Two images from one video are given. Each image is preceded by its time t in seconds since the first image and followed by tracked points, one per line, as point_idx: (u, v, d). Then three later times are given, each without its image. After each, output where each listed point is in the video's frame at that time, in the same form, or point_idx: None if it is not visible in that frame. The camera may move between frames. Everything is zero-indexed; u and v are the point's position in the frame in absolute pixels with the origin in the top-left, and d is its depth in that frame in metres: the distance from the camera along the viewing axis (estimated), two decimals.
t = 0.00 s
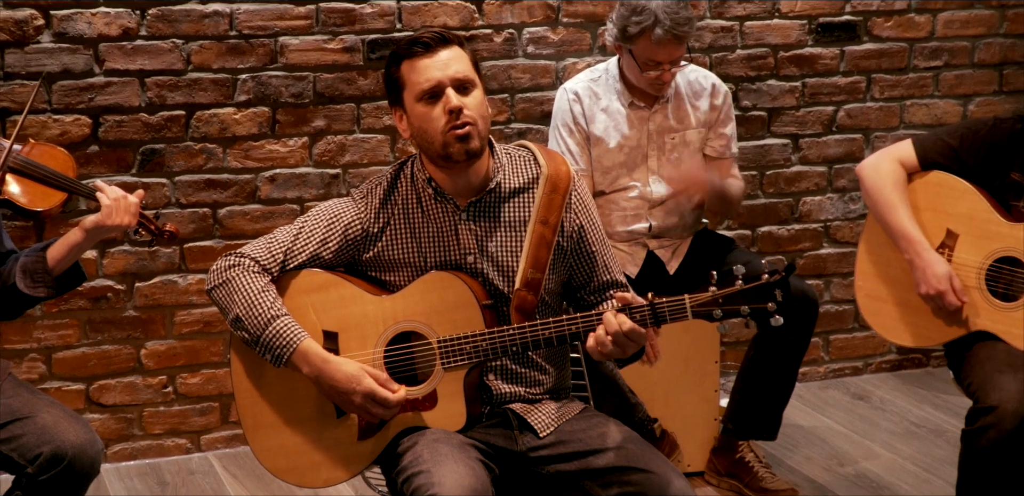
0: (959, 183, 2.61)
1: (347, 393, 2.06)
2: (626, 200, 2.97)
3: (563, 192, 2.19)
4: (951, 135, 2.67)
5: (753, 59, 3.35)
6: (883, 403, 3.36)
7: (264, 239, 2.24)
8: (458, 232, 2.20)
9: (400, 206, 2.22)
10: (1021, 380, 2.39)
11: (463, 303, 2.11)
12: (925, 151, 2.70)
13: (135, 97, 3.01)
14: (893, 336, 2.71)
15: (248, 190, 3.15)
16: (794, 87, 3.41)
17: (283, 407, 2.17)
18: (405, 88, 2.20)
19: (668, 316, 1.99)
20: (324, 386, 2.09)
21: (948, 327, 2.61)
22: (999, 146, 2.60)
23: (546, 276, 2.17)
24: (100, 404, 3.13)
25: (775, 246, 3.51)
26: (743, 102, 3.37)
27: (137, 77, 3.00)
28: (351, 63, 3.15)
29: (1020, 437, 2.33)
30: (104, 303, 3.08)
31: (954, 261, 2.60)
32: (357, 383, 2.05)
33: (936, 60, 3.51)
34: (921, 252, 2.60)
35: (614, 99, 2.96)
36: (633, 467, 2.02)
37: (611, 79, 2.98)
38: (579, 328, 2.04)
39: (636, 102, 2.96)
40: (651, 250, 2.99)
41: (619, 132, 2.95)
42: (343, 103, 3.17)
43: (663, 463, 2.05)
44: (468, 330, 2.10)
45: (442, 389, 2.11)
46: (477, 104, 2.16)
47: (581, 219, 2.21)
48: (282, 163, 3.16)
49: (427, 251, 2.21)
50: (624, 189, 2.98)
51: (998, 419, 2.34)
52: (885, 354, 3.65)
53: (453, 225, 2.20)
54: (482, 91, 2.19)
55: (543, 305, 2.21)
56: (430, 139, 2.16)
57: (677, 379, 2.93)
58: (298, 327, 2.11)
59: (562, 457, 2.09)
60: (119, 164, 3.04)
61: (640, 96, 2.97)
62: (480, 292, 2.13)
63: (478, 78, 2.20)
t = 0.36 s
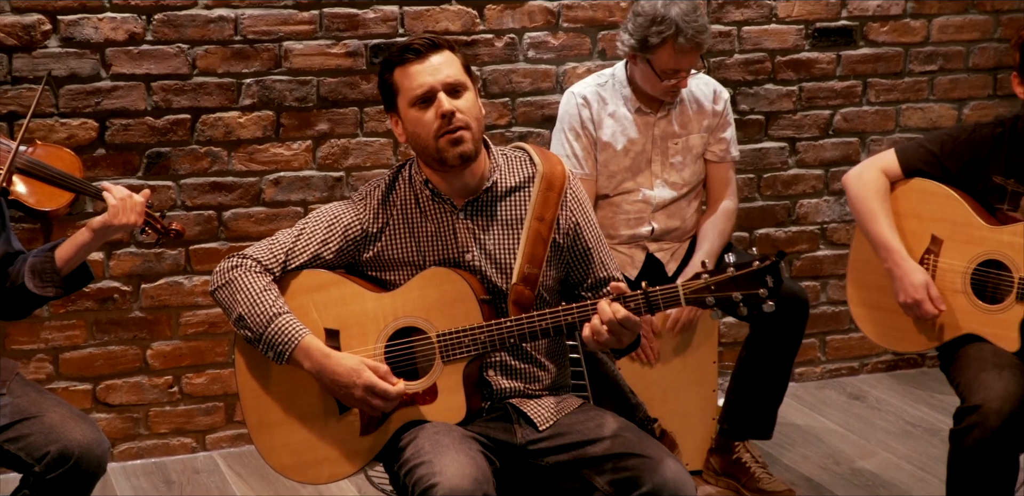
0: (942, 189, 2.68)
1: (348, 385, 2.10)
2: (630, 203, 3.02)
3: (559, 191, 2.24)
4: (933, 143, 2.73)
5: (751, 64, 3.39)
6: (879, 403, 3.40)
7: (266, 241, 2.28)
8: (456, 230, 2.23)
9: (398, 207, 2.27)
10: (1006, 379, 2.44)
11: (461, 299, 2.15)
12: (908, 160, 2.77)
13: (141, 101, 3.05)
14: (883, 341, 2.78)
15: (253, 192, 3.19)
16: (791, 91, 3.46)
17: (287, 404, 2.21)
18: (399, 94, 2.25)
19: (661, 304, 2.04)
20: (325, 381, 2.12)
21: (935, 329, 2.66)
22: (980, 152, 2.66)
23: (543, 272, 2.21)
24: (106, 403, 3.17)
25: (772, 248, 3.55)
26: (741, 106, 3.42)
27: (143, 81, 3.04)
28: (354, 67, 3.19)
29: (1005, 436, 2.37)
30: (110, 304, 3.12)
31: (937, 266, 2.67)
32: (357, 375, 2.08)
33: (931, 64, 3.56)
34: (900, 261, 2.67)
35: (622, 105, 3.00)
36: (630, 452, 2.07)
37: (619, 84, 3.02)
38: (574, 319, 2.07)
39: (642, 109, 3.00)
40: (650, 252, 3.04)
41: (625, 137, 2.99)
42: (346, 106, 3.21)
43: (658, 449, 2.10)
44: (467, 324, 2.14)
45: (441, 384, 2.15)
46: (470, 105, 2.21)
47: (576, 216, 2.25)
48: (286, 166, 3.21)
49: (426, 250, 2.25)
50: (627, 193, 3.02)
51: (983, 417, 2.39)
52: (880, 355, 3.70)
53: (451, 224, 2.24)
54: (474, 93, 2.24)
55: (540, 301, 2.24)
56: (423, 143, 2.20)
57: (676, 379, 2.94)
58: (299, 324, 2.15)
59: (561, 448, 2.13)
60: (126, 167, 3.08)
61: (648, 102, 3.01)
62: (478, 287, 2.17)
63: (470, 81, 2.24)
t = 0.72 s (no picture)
0: (936, 191, 2.72)
1: (348, 382, 2.13)
2: (631, 205, 3.06)
3: (556, 192, 2.28)
4: (928, 147, 2.78)
5: (749, 68, 3.43)
6: (875, 403, 3.45)
7: (268, 244, 2.33)
8: (455, 231, 2.27)
9: (397, 209, 2.31)
10: (1001, 378, 2.48)
11: (459, 298, 2.19)
12: (901, 164, 2.81)
13: (147, 105, 3.09)
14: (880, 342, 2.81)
15: (257, 195, 3.24)
16: (788, 95, 3.50)
17: (290, 403, 2.25)
18: (395, 98, 2.28)
19: (655, 301, 2.08)
20: (325, 378, 2.15)
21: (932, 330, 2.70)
22: (974, 155, 2.71)
23: (541, 271, 2.25)
24: (113, 403, 3.21)
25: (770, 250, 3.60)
26: (739, 110, 3.46)
27: (149, 86, 3.08)
28: (357, 72, 3.23)
29: (1001, 435, 2.41)
30: (117, 305, 3.17)
31: (933, 268, 2.70)
32: (357, 372, 2.12)
33: (926, 69, 3.61)
34: (895, 261, 2.69)
35: (622, 107, 3.05)
36: (626, 454, 2.11)
37: (619, 87, 3.06)
38: (570, 316, 2.12)
39: (643, 111, 3.04)
40: (650, 254, 3.08)
41: (625, 138, 3.03)
42: (349, 110, 3.26)
43: (655, 451, 2.13)
44: (465, 323, 2.18)
45: (440, 382, 2.20)
46: (465, 108, 2.24)
47: (573, 217, 2.29)
48: (290, 169, 3.25)
49: (426, 251, 2.29)
50: (627, 195, 3.07)
51: (978, 417, 2.43)
52: (876, 355, 3.75)
53: (450, 225, 2.28)
54: (469, 96, 2.27)
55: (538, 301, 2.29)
56: (420, 146, 2.24)
57: (673, 377, 2.98)
58: (300, 323, 2.19)
59: (558, 447, 2.17)
60: (132, 170, 3.13)
61: (648, 104, 3.04)
62: (477, 287, 2.21)
63: (465, 84, 2.27)
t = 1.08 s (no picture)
0: (937, 193, 2.75)
1: (353, 381, 2.17)
2: (630, 207, 3.10)
3: (559, 196, 2.32)
4: (931, 148, 2.81)
5: (746, 72, 3.48)
6: (870, 402, 3.50)
7: (274, 245, 2.37)
8: (459, 234, 2.31)
9: (401, 211, 2.34)
10: (994, 378, 2.53)
11: (462, 301, 2.23)
12: (904, 164, 2.83)
13: (152, 108, 3.13)
14: (875, 340, 2.83)
15: (262, 197, 3.28)
16: (785, 99, 3.55)
17: (294, 402, 2.29)
18: (402, 99, 2.32)
19: (656, 308, 2.11)
20: (330, 377, 2.19)
21: (928, 330, 2.73)
22: (976, 157, 2.75)
23: (543, 275, 2.29)
24: (119, 403, 3.26)
25: (767, 252, 3.64)
26: (736, 114, 3.50)
27: (154, 89, 3.12)
28: (360, 76, 3.28)
29: (995, 435, 2.45)
30: (123, 306, 3.21)
31: (931, 268, 2.73)
32: (362, 370, 2.16)
33: (921, 73, 3.66)
34: (897, 261, 2.72)
35: (629, 111, 3.07)
36: (625, 459, 2.14)
37: (626, 92, 3.09)
38: (571, 321, 2.16)
39: (650, 116, 3.07)
40: (650, 254, 3.12)
41: (634, 143, 3.07)
42: (352, 114, 3.31)
43: (653, 455, 2.17)
44: (468, 326, 2.22)
45: (443, 383, 2.24)
46: (471, 111, 2.28)
47: (576, 221, 2.33)
48: (294, 172, 3.30)
49: (429, 253, 2.33)
50: (627, 197, 3.11)
51: (972, 417, 2.47)
52: (871, 356, 3.80)
53: (454, 228, 2.31)
54: (475, 99, 2.31)
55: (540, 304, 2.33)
56: (426, 148, 2.28)
57: (672, 377, 3.01)
58: (305, 323, 2.23)
59: (558, 449, 2.21)
60: (138, 173, 3.17)
61: (654, 108, 3.09)
62: (480, 290, 2.25)
63: (470, 87, 2.31)
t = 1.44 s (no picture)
0: (938, 194, 2.78)
1: (358, 370, 2.20)
2: (631, 209, 3.14)
3: (569, 202, 2.34)
4: (932, 150, 2.83)
5: (744, 76, 3.52)
6: (866, 402, 3.55)
7: (283, 241, 2.41)
8: (467, 238, 2.34)
9: (410, 213, 2.38)
10: (990, 380, 2.56)
11: (468, 305, 2.27)
12: (905, 163, 2.86)
13: (158, 112, 3.17)
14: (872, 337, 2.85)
15: (266, 200, 3.33)
16: (783, 103, 3.59)
17: (298, 398, 2.33)
18: (417, 101, 2.35)
19: (658, 319, 2.16)
20: (335, 366, 2.22)
21: (925, 330, 2.75)
22: (975, 159, 2.78)
23: (549, 282, 2.32)
24: (125, 403, 3.30)
25: (764, 253, 3.68)
26: (734, 117, 3.55)
27: (160, 93, 3.17)
28: (363, 80, 3.32)
29: (989, 434, 2.49)
30: (129, 307, 3.25)
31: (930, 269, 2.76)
32: (366, 360, 2.19)
33: (917, 77, 3.71)
34: (913, 246, 2.73)
35: (639, 114, 3.11)
36: (623, 469, 2.16)
37: (636, 94, 3.12)
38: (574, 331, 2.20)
39: (659, 119, 3.11)
40: (650, 254, 3.17)
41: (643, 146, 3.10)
42: (356, 117, 3.35)
43: (650, 466, 2.19)
44: (471, 330, 2.26)
45: (445, 386, 2.27)
46: (485, 116, 2.30)
47: (584, 229, 2.36)
48: (297, 175, 3.34)
49: (436, 256, 2.36)
50: (629, 199, 3.15)
51: (968, 417, 2.51)
52: (867, 356, 3.84)
53: (462, 232, 2.34)
54: (490, 105, 2.34)
55: (544, 310, 2.36)
56: (438, 151, 2.31)
57: (673, 379, 3.05)
58: (310, 317, 2.27)
59: (557, 454, 2.23)
60: (144, 176, 3.21)
61: (661, 111, 3.12)
62: (485, 295, 2.29)
63: (486, 92, 2.34)
